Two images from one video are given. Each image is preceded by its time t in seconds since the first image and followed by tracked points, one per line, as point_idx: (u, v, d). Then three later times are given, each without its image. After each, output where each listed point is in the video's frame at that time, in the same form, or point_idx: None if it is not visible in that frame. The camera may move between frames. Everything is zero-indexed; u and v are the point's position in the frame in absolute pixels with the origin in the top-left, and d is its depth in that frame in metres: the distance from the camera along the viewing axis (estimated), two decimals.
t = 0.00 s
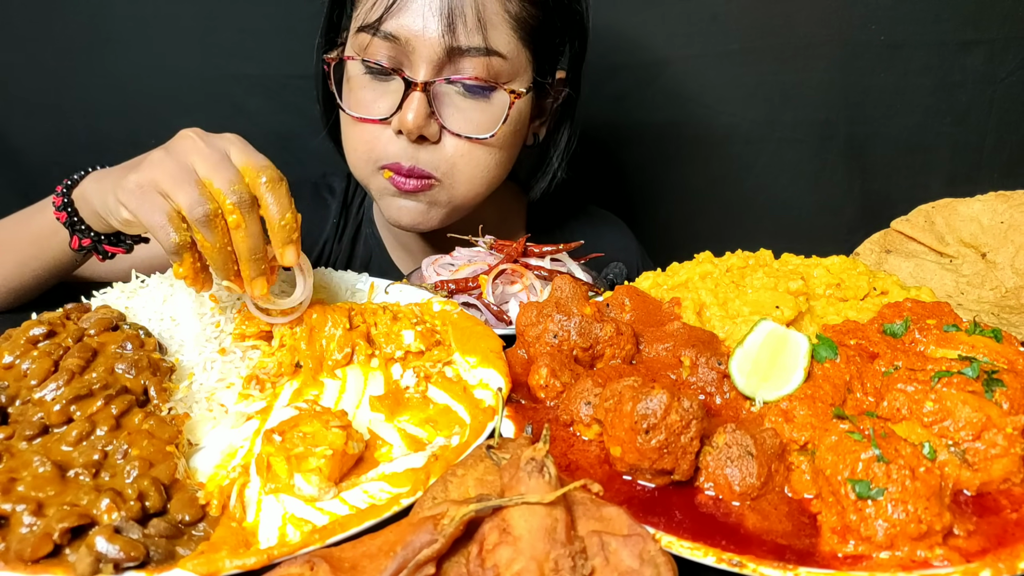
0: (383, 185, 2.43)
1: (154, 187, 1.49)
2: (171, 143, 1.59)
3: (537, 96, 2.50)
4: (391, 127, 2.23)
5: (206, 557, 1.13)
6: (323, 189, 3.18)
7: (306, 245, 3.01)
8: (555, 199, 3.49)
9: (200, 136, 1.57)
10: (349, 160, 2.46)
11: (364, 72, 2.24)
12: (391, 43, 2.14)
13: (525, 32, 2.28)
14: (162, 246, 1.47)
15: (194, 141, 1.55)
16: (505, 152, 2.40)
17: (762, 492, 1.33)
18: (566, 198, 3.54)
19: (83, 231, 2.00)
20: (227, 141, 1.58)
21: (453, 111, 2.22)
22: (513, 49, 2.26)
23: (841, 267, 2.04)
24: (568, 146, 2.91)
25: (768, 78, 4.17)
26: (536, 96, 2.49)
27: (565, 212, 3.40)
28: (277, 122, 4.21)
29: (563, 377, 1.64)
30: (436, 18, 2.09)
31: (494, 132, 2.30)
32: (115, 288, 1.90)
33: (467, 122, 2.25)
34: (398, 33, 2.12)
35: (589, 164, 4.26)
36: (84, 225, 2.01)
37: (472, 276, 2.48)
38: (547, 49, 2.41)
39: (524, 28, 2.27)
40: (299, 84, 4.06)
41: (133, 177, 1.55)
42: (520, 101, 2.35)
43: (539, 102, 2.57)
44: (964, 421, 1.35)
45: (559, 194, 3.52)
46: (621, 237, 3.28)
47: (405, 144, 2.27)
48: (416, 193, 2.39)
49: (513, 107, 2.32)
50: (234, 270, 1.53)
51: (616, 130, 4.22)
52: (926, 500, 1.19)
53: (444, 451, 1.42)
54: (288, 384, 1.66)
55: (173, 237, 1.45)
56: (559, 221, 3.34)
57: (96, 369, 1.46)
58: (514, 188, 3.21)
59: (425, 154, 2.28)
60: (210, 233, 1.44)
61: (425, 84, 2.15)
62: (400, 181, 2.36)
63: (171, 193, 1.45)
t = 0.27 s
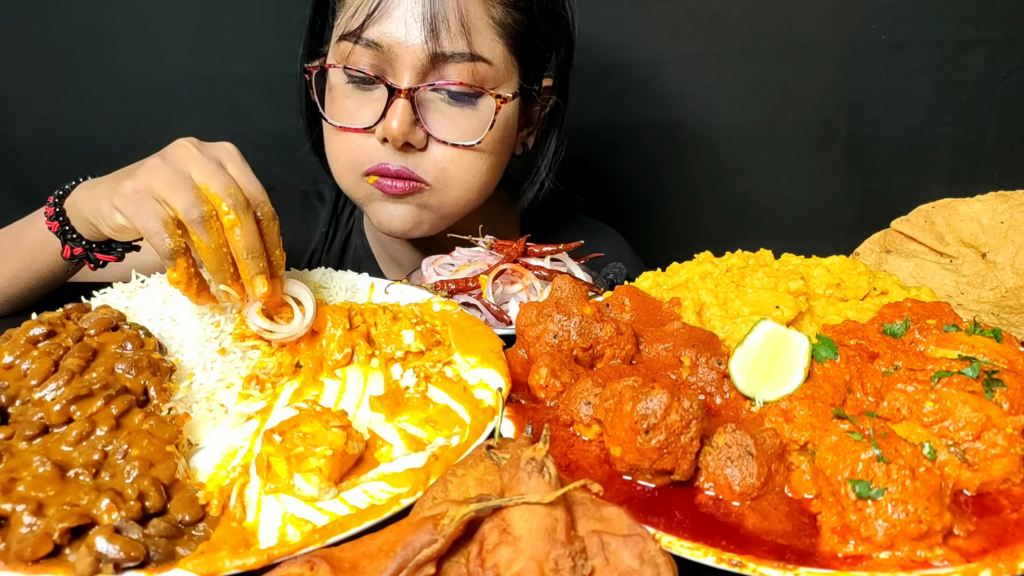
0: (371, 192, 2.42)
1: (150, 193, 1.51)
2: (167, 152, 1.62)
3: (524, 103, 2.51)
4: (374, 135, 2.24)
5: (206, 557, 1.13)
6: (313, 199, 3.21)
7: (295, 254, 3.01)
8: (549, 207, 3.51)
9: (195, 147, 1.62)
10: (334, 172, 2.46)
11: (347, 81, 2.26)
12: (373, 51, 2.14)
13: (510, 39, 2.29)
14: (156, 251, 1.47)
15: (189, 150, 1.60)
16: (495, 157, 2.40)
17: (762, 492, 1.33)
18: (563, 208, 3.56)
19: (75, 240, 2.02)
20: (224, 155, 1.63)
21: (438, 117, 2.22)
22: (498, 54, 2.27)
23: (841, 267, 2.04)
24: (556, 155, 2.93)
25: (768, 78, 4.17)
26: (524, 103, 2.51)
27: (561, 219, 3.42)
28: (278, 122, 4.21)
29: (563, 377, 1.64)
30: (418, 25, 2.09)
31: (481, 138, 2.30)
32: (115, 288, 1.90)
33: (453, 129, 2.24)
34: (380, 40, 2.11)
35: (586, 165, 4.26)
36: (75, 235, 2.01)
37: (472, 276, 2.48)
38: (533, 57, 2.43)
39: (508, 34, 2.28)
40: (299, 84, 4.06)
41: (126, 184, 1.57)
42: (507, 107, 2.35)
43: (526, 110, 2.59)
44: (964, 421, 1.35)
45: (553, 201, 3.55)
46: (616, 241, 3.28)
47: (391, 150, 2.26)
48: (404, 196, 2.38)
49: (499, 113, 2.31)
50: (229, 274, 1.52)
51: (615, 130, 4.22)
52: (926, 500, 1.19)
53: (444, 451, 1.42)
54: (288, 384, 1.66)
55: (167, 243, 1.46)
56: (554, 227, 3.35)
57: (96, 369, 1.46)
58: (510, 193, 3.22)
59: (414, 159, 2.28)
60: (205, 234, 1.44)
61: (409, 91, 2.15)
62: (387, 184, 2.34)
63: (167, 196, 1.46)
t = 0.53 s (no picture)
0: (371, 200, 2.43)
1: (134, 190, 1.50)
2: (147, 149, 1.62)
3: (521, 101, 2.52)
4: (374, 139, 2.24)
5: (206, 557, 1.13)
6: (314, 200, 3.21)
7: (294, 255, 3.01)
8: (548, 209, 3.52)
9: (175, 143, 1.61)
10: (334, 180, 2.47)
11: (344, 85, 2.24)
12: (369, 55, 2.14)
13: (505, 38, 2.29)
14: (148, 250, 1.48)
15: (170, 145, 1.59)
16: (493, 157, 2.40)
17: (762, 492, 1.33)
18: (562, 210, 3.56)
19: (66, 244, 2.01)
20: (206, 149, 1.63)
21: (436, 118, 2.21)
22: (494, 54, 2.27)
23: (841, 267, 2.04)
24: (554, 152, 2.93)
25: (769, 78, 4.17)
26: (521, 101, 2.51)
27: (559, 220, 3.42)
28: (278, 122, 4.21)
29: (563, 377, 1.64)
30: (413, 27, 2.10)
31: (480, 138, 2.29)
32: (115, 287, 1.90)
33: (452, 130, 2.24)
34: (375, 43, 2.12)
35: (585, 164, 4.26)
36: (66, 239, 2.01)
37: (472, 276, 2.48)
38: (530, 55, 2.43)
39: (504, 34, 2.28)
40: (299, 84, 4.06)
41: (111, 185, 1.56)
42: (504, 106, 2.34)
43: (524, 109, 2.59)
44: (964, 421, 1.35)
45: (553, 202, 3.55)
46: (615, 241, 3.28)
47: (390, 153, 2.26)
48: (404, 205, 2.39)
49: (497, 111, 2.31)
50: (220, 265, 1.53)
51: (614, 130, 4.22)
52: (926, 500, 1.19)
53: (444, 451, 1.42)
54: (288, 384, 1.67)
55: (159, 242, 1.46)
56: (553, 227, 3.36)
57: (96, 369, 1.46)
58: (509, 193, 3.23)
59: (411, 164, 2.29)
60: (194, 228, 1.44)
61: (406, 93, 2.15)
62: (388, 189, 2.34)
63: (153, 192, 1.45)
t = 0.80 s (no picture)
0: (370, 191, 2.41)
1: (157, 215, 1.49)
2: (166, 175, 1.61)
3: (525, 102, 2.52)
4: (377, 134, 2.23)
5: (206, 557, 1.13)
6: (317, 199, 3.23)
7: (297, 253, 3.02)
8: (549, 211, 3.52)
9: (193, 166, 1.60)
10: (332, 168, 2.45)
11: (350, 80, 2.26)
12: (375, 50, 2.14)
13: (510, 37, 2.30)
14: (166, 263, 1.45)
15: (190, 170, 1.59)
16: (498, 154, 2.39)
17: (762, 492, 1.33)
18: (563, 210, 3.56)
19: (76, 260, 2.05)
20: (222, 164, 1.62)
21: (440, 115, 2.22)
22: (499, 53, 2.28)
23: (841, 267, 2.04)
24: (557, 153, 2.94)
25: (769, 78, 4.17)
26: (525, 101, 2.52)
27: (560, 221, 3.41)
28: (279, 122, 4.21)
29: (563, 377, 1.64)
30: (420, 24, 2.10)
31: (484, 135, 2.29)
32: (115, 288, 1.90)
33: (456, 127, 2.24)
34: (381, 39, 2.12)
35: (586, 164, 4.26)
36: (76, 254, 2.05)
37: (472, 276, 2.48)
38: (534, 56, 2.44)
39: (509, 33, 2.30)
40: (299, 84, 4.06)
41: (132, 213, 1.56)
42: (509, 105, 2.35)
43: (527, 109, 2.60)
44: (964, 421, 1.35)
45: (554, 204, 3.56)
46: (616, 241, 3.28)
47: (394, 148, 2.26)
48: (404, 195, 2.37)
49: (502, 110, 2.31)
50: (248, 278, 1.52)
51: (614, 130, 4.21)
52: (925, 500, 1.19)
53: (444, 451, 1.42)
54: (288, 384, 1.67)
55: (178, 254, 1.42)
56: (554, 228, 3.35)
57: (96, 369, 1.46)
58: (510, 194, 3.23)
59: (415, 159, 2.28)
60: (228, 245, 1.41)
61: (411, 89, 2.15)
62: (388, 183, 2.33)
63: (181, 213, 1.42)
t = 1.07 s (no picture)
0: (382, 186, 2.38)
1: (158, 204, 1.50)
2: (163, 162, 1.61)
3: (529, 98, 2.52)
4: (395, 127, 2.22)
5: (206, 557, 1.13)
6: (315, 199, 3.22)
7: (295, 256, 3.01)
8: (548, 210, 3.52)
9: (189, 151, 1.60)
10: (342, 164, 2.41)
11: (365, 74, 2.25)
12: (393, 44, 2.15)
13: (525, 30, 2.32)
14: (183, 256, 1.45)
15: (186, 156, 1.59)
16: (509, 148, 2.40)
17: (762, 492, 1.33)
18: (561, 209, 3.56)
19: (75, 246, 2.04)
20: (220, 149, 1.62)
21: (458, 107, 2.22)
22: (515, 45, 2.30)
23: (841, 267, 2.04)
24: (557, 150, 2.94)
25: (770, 78, 4.17)
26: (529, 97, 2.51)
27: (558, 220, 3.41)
28: (278, 121, 4.21)
29: (563, 377, 1.64)
30: (439, 17, 2.10)
31: (500, 127, 2.30)
32: (115, 288, 1.90)
33: (473, 119, 2.24)
34: (400, 33, 2.12)
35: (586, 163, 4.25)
36: (74, 240, 2.04)
37: (473, 276, 2.48)
38: (538, 52, 2.45)
39: (524, 26, 2.32)
40: (299, 83, 4.06)
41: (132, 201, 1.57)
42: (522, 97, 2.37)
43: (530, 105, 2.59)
44: (964, 421, 1.35)
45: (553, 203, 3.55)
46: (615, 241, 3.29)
47: (411, 142, 2.24)
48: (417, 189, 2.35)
49: (519, 101, 2.34)
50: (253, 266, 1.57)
51: (614, 130, 4.21)
52: (926, 500, 1.19)
53: (444, 451, 1.42)
54: (288, 384, 1.67)
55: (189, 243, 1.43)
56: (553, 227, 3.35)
57: (96, 369, 1.46)
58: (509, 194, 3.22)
59: (431, 153, 2.26)
60: (230, 240, 1.45)
61: (430, 81, 2.16)
62: (406, 177, 2.31)
63: (183, 206, 1.44)
